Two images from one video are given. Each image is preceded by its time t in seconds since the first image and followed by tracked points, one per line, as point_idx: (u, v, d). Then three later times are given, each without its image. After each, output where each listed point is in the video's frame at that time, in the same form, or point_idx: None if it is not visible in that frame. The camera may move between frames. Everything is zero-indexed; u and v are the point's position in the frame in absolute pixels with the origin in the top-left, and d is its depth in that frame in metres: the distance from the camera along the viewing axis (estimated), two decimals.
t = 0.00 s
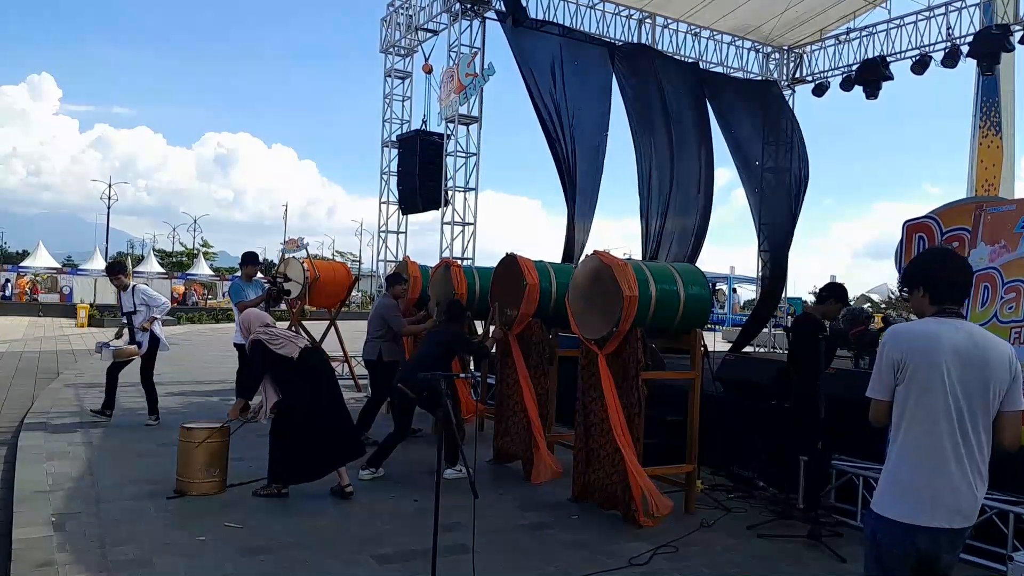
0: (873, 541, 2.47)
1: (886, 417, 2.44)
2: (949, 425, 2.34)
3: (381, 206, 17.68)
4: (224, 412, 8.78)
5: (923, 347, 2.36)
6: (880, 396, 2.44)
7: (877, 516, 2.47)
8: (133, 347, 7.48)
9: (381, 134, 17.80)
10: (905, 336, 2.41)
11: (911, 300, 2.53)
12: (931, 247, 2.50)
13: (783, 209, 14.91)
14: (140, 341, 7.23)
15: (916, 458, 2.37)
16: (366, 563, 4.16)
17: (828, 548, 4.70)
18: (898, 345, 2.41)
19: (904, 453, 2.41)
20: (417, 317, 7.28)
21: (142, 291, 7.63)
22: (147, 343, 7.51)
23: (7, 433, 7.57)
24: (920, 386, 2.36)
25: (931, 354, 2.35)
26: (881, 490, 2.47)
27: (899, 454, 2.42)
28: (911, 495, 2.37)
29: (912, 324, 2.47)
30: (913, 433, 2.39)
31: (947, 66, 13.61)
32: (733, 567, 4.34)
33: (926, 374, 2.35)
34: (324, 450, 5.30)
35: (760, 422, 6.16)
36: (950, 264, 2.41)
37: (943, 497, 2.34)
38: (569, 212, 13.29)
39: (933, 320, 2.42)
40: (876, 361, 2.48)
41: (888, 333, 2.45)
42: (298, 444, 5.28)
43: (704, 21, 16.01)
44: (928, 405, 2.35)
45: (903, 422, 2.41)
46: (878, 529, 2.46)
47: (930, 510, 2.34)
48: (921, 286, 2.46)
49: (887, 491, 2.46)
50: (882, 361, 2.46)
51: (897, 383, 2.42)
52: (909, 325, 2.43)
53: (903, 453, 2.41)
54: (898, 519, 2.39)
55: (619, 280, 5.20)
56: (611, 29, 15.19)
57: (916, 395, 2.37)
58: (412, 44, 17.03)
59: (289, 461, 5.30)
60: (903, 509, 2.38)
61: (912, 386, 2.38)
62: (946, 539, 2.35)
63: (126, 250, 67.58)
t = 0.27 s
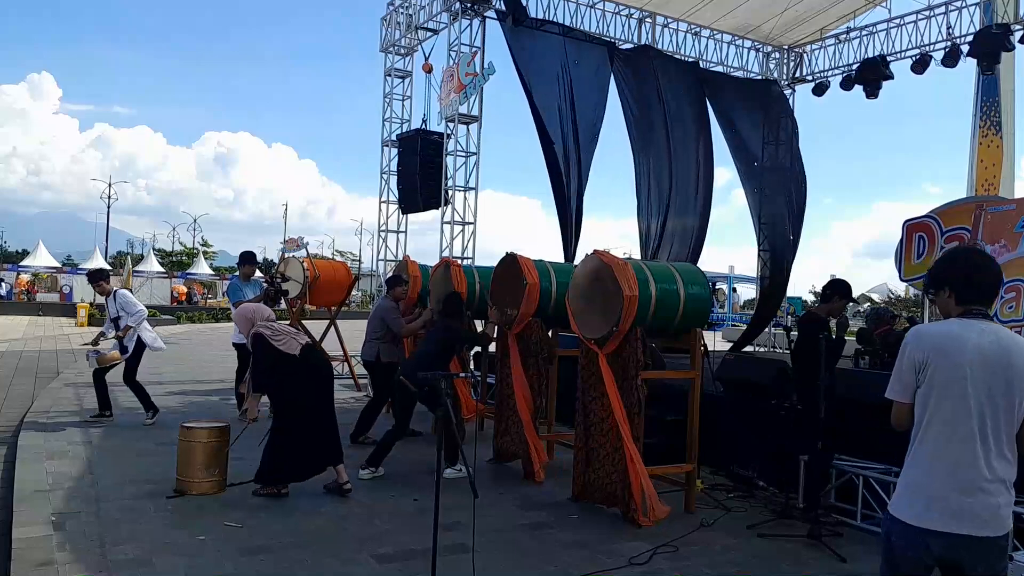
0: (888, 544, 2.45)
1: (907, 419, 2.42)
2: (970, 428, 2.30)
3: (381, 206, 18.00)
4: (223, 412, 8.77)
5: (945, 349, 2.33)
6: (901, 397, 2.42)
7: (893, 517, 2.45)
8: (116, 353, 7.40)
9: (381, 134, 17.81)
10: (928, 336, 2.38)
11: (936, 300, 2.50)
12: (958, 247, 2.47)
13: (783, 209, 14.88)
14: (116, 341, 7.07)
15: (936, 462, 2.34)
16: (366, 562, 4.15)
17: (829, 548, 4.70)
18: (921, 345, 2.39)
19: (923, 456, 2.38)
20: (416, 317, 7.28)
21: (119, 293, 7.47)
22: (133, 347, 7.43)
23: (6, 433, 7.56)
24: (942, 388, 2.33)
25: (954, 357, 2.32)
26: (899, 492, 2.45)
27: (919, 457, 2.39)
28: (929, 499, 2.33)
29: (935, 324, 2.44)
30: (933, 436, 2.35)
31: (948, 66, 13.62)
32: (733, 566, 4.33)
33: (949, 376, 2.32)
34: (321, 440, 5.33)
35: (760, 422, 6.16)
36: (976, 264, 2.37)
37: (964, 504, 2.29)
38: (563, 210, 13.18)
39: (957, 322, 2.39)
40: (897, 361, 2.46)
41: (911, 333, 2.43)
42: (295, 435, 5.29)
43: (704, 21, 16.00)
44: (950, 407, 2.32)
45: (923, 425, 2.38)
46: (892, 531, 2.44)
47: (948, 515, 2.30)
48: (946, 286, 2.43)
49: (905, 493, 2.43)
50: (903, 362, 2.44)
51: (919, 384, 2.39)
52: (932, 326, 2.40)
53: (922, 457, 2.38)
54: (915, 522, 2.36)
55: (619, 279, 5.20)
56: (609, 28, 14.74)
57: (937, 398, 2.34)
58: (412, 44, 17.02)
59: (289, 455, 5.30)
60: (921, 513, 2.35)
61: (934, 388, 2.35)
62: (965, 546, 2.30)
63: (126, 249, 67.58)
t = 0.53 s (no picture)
0: (924, 558, 2.32)
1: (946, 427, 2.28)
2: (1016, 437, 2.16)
3: (381, 206, 18.64)
4: (224, 413, 8.79)
5: (986, 353, 2.20)
6: (939, 405, 2.29)
7: (931, 531, 2.31)
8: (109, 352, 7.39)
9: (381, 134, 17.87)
10: (968, 341, 2.26)
11: (975, 305, 2.38)
12: (999, 248, 2.36)
13: (782, 209, 14.95)
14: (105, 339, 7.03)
15: (980, 473, 2.19)
16: (366, 563, 4.16)
17: (828, 548, 4.70)
18: (959, 350, 2.27)
19: (966, 466, 2.23)
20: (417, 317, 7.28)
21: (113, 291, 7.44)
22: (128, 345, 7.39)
23: (7, 434, 7.58)
24: (982, 395, 2.20)
25: (997, 362, 2.18)
26: (938, 505, 2.31)
27: (960, 467, 2.25)
28: (970, 512, 2.20)
29: (976, 328, 2.31)
30: (976, 445, 2.21)
31: (948, 66, 13.61)
32: (733, 567, 4.34)
33: (992, 383, 2.18)
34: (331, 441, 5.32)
35: (759, 423, 6.17)
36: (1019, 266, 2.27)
37: (1012, 516, 2.14)
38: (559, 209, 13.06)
39: (1000, 325, 2.26)
40: (933, 368, 2.34)
41: (948, 338, 2.31)
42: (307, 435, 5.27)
43: (704, 21, 16.00)
44: (994, 415, 2.18)
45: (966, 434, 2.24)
46: (929, 545, 2.31)
47: (993, 528, 2.15)
48: (987, 288, 2.32)
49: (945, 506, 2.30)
50: (941, 368, 2.31)
51: (958, 391, 2.26)
52: (973, 330, 2.27)
53: (966, 467, 2.23)
54: (955, 537, 2.23)
55: (619, 280, 5.20)
56: (610, 28, 15.17)
57: (980, 405, 2.20)
58: (412, 44, 17.03)
59: (297, 454, 5.29)
60: (964, 527, 2.21)
61: (973, 395, 2.22)
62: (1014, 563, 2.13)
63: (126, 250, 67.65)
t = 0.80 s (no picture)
0: (965, 568, 2.31)
1: (990, 437, 2.25)
2: None
3: (381, 206, 18.26)
4: (224, 412, 8.79)
5: None
6: (981, 414, 2.26)
7: (972, 541, 2.30)
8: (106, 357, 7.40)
9: (381, 134, 17.88)
10: (1005, 347, 2.23)
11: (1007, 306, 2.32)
12: None
13: (782, 209, 14.94)
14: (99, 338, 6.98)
15: None
16: (366, 562, 4.16)
17: (828, 548, 4.70)
18: (998, 357, 2.24)
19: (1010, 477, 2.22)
20: (417, 317, 7.28)
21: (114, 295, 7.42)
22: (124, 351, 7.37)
23: (8, 433, 7.58)
24: None
25: None
26: (980, 514, 2.30)
27: (1004, 477, 2.24)
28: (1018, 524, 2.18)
29: (1013, 333, 2.28)
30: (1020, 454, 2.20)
31: (948, 66, 13.60)
32: (734, 567, 4.34)
33: None
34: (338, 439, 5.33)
35: (759, 423, 6.16)
36: None
37: None
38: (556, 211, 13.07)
39: None
40: (971, 375, 2.32)
41: (985, 344, 2.29)
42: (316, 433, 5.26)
43: (704, 21, 15.99)
44: None
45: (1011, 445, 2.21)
46: (972, 556, 2.29)
47: None
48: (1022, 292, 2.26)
49: (988, 516, 2.28)
50: (981, 377, 2.28)
51: (1000, 400, 2.23)
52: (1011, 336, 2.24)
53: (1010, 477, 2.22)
54: (1000, 548, 2.22)
55: (619, 280, 5.19)
56: (610, 28, 14.73)
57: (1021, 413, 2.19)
58: (412, 44, 17.02)
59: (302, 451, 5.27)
60: (1009, 537, 2.20)
61: (1016, 404, 2.19)
62: None
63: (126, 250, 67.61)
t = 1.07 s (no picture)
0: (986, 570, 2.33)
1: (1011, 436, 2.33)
2: None
3: (381, 206, 18.34)
4: (224, 412, 8.79)
5: None
6: (1002, 416, 2.35)
7: (995, 547, 2.30)
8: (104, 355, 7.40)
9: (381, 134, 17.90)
10: None
11: None
12: None
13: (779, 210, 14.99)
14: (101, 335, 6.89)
15: None
16: (366, 563, 4.16)
17: (828, 548, 4.70)
18: (1016, 357, 2.33)
19: None
20: (417, 317, 7.28)
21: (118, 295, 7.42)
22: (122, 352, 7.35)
23: (8, 433, 7.58)
24: None
25: None
26: (1001, 522, 2.31)
27: None
28: None
29: None
30: None
31: (948, 66, 13.60)
32: (734, 567, 4.34)
33: None
34: (343, 440, 5.33)
35: (760, 424, 6.17)
36: None
37: None
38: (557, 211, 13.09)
39: None
40: (992, 378, 2.40)
41: (1004, 345, 2.38)
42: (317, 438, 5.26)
43: (704, 21, 15.99)
44: None
45: None
46: (993, 560, 2.30)
47: None
48: None
49: (1010, 523, 2.29)
50: (1001, 379, 2.36)
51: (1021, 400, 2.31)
52: None
53: None
54: None
55: (619, 280, 5.19)
56: (610, 28, 15.31)
57: None
58: (412, 44, 17.03)
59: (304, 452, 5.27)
60: None
61: None
62: None
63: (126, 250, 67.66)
